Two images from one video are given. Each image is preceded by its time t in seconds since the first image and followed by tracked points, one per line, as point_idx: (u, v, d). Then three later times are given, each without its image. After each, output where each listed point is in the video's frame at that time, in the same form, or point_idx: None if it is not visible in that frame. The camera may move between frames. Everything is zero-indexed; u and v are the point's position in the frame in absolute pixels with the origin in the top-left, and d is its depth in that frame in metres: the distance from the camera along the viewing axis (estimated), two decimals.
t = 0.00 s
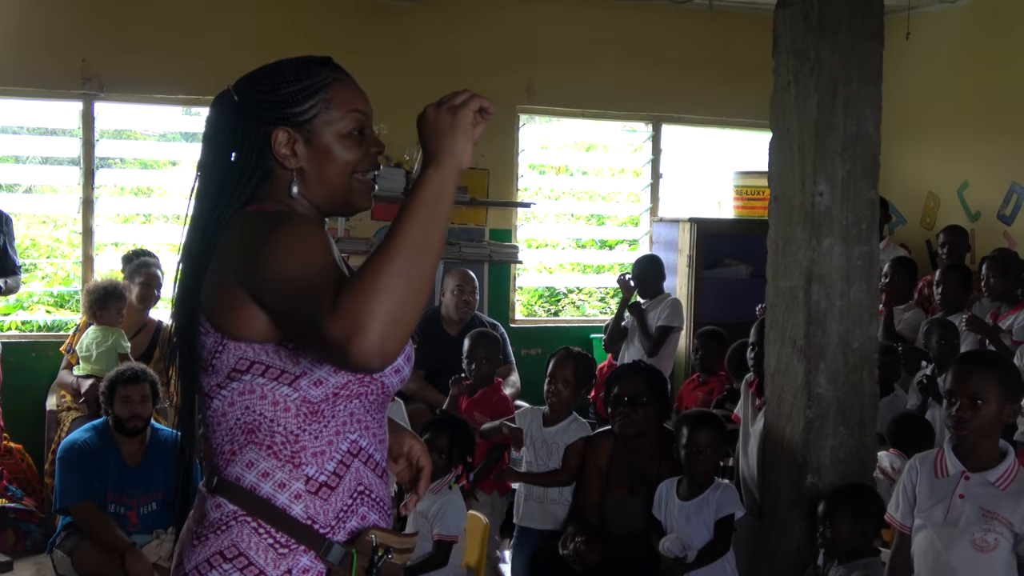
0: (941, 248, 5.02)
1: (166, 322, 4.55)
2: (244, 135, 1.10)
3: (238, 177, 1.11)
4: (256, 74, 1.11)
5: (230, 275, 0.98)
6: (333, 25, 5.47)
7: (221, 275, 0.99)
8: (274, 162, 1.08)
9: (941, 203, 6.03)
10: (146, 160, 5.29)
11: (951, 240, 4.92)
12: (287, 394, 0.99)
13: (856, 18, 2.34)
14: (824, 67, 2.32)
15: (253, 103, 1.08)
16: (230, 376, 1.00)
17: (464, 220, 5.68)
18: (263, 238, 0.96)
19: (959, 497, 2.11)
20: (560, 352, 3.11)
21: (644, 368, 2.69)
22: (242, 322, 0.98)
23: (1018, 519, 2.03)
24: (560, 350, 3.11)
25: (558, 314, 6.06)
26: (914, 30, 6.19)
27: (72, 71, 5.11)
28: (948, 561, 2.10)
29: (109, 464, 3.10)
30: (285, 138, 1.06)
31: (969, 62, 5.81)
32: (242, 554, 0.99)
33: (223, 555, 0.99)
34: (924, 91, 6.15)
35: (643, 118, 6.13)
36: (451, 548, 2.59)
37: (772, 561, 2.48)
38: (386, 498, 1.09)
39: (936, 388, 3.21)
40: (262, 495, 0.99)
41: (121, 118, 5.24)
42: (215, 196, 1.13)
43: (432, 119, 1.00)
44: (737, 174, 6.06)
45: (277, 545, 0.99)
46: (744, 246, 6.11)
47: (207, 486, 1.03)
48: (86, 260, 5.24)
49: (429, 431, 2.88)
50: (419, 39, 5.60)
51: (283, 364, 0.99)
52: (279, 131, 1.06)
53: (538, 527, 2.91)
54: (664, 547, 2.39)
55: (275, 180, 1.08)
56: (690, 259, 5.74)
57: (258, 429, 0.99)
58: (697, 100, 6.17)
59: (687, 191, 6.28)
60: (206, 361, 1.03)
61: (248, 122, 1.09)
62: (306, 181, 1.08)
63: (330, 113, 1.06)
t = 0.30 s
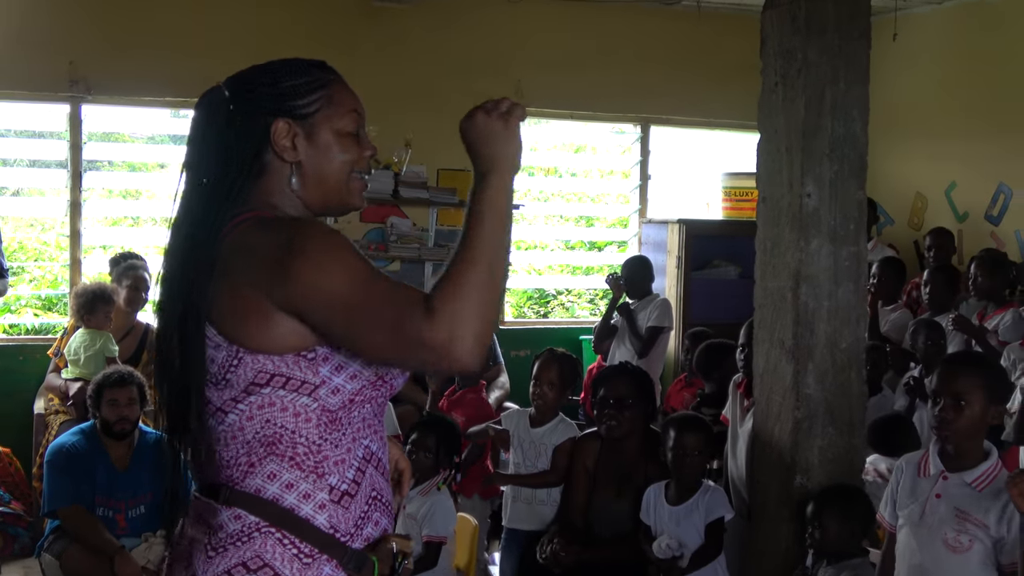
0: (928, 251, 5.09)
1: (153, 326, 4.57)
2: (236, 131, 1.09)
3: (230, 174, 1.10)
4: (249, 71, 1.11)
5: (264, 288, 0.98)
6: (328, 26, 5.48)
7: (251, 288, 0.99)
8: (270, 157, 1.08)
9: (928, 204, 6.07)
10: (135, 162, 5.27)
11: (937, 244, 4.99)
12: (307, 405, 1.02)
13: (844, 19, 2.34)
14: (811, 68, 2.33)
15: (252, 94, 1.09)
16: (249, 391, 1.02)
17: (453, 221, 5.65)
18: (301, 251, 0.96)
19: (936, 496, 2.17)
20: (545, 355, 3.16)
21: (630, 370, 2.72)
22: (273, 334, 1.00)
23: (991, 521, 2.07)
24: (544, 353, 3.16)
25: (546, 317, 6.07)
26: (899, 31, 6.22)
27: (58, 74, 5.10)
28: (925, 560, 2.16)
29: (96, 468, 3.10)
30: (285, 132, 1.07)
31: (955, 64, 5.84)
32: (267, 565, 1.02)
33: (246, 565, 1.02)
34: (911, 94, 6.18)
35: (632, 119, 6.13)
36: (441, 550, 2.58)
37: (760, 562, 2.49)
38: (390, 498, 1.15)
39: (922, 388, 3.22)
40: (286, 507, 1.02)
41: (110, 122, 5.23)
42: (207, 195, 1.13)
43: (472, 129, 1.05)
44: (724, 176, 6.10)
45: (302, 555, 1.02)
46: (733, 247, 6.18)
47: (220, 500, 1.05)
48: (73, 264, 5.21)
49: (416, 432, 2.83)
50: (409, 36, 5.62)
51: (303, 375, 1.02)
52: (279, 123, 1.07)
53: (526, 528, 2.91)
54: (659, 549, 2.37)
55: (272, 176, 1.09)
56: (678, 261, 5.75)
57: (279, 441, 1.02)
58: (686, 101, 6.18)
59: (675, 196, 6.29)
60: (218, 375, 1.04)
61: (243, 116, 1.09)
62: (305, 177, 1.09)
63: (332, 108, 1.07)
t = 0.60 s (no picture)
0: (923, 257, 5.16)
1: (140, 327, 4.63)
2: (226, 127, 1.10)
3: (223, 170, 1.11)
4: (243, 67, 1.12)
5: (300, 297, 1.02)
6: (318, 30, 5.60)
7: (280, 298, 1.02)
8: (268, 156, 1.10)
9: (916, 205, 6.26)
10: (123, 164, 5.37)
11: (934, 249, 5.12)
12: (320, 412, 1.06)
13: (831, 21, 2.34)
14: (799, 70, 2.33)
15: (250, 86, 1.10)
16: (264, 401, 1.05)
17: (441, 222, 5.65)
18: (340, 261, 1.01)
19: (913, 496, 2.21)
20: (532, 356, 3.17)
21: (616, 371, 2.73)
22: (299, 343, 1.04)
23: (961, 520, 2.11)
24: (531, 355, 3.17)
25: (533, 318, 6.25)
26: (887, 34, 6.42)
27: (47, 75, 5.17)
28: (904, 560, 2.20)
29: (84, 470, 3.08)
30: (287, 132, 1.10)
31: (944, 68, 6.01)
32: (285, 568, 1.05)
33: (264, 569, 1.05)
34: (900, 96, 6.36)
35: (620, 121, 6.29)
36: (429, 550, 2.59)
37: (749, 565, 2.49)
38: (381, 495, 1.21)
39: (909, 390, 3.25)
40: (300, 512, 1.06)
41: (98, 123, 5.31)
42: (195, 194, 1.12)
43: (479, 146, 1.12)
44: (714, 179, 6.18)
45: (317, 556, 1.06)
46: (720, 249, 6.26)
47: (230, 508, 1.07)
48: (61, 266, 5.31)
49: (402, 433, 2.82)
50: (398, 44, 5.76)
51: (318, 384, 1.06)
52: (282, 119, 1.09)
53: (517, 531, 2.90)
54: (652, 553, 2.38)
55: (271, 175, 1.11)
56: (667, 263, 5.84)
57: (293, 449, 1.06)
58: (673, 104, 6.35)
59: (663, 195, 6.45)
60: (230, 384, 1.06)
61: (240, 111, 1.09)
62: (302, 176, 1.12)
63: (332, 111, 1.12)
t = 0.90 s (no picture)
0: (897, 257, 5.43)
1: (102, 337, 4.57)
2: (206, 127, 1.11)
3: (196, 174, 1.12)
4: (209, 69, 1.14)
5: (300, 303, 1.07)
6: (275, 34, 6.08)
7: (264, 305, 1.07)
8: (244, 161, 1.14)
9: (879, 205, 6.71)
10: (86, 170, 5.85)
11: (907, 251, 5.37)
12: (299, 418, 1.10)
13: (792, 23, 2.36)
14: (761, 72, 2.36)
15: (220, 89, 1.12)
16: (247, 409, 1.08)
17: (406, 225, 5.78)
18: (328, 261, 1.08)
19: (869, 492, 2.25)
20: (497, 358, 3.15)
21: (586, 372, 2.74)
22: (282, 349, 1.08)
23: (903, 511, 2.15)
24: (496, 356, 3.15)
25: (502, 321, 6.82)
26: (847, 36, 6.93)
27: (8, 82, 5.59)
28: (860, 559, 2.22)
29: (45, 480, 2.85)
30: (261, 137, 1.14)
31: (901, 68, 6.48)
32: (266, 570, 1.08)
33: (247, 572, 1.07)
34: (863, 92, 6.82)
35: (584, 122, 6.85)
36: (396, 553, 2.59)
37: (718, 563, 2.51)
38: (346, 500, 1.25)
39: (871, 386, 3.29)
40: (280, 515, 1.09)
41: (57, 129, 5.76)
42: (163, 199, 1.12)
43: (432, 151, 1.17)
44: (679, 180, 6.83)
45: (297, 559, 1.10)
46: (687, 250, 6.59)
47: (207, 512, 1.09)
48: (22, 273, 5.75)
49: (368, 436, 2.85)
50: (359, 42, 6.27)
51: (298, 391, 1.10)
52: (256, 126, 1.13)
53: (483, 533, 2.92)
54: (620, 559, 2.40)
55: (246, 180, 1.15)
56: (632, 263, 6.26)
57: (273, 455, 1.09)
58: (636, 108, 6.94)
59: (631, 196, 7.00)
60: (213, 392, 1.08)
61: (217, 116, 1.11)
62: (276, 182, 1.17)
63: (295, 118, 1.18)
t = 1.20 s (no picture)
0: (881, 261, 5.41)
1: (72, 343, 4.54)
2: (189, 130, 1.17)
3: (177, 176, 1.18)
4: (187, 73, 1.19)
5: (276, 304, 1.12)
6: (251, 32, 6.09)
7: (240, 306, 1.12)
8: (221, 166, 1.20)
9: (849, 205, 6.76)
10: (55, 172, 5.83)
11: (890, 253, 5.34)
12: (273, 419, 1.16)
13: (763, 24, 2.38)
14: (732, 74, 2.38)
15: (199, 96, 1.18)
16: (223, 409, 1.14)
17: (379, 227, 5.62)
18: (305, 261, 1.13)
19: (841, 493, 2.26)
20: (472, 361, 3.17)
21: (563, 374, 2.75)
22: (255, 348, 1.14)
23: (879, 512, 2.17)
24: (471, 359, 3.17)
25: (475, 323, 6.84)
26: (818, 37, 6.95)
27: None
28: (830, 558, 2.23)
29: (15, 483, 2.81)
30: (238, 143, 1.21)
31: (870, 70, 6.54)
32: (240, 570, 1.14)
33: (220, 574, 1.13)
34: (833, 93, 6.88)
35: (558, 126, 6.95)
36: (370, 556, 2.64)
37: (690, 561, 2.53)
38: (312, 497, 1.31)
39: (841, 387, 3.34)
40: (253, 515, 1.15)
41: (27, 131, 5.76)
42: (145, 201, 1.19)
43: (396, 159, 1.21)
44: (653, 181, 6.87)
45: (269, 559, 1.16)
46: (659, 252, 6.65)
47: (181, 513, 1.14)
48: None
49: (341, 438, 2.86)
50: (334, 42, 6.30)
51: (272, 391, 1.16)
52: (235, 133, 1.20)
53: (456, 535, 2.91)
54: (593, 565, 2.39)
55: (222, 185, 1.21)
56: (605, 265, 6.30)
57: (249, 455, 1.15)
58: (609, 108, 7.03)
59: (601, 198, 7.10)
60: (188, 394, 1.14)
61: (197, 120, 1.18)
62: (252, 186, 1.24)
63: (267, 126, 1.25)
